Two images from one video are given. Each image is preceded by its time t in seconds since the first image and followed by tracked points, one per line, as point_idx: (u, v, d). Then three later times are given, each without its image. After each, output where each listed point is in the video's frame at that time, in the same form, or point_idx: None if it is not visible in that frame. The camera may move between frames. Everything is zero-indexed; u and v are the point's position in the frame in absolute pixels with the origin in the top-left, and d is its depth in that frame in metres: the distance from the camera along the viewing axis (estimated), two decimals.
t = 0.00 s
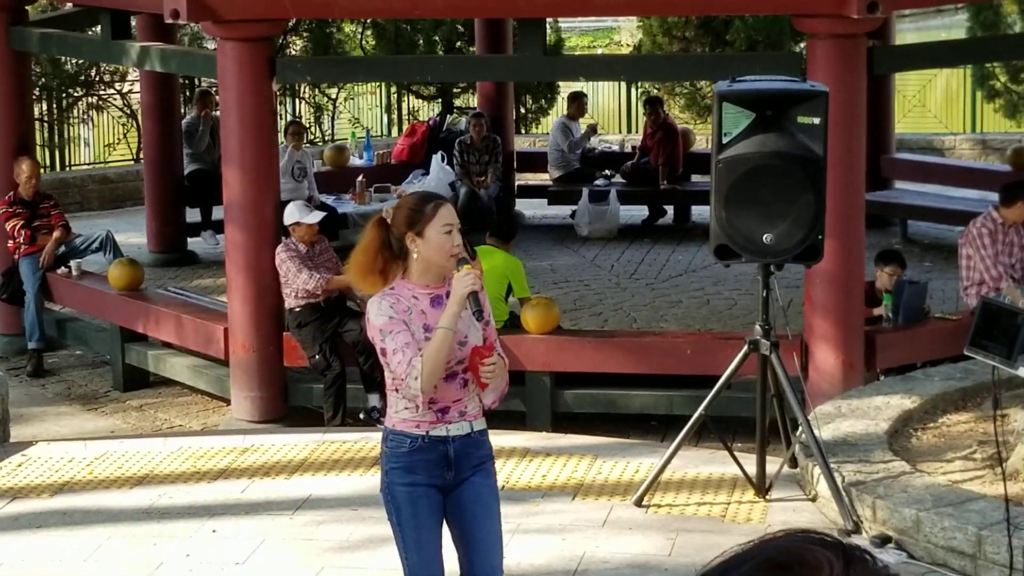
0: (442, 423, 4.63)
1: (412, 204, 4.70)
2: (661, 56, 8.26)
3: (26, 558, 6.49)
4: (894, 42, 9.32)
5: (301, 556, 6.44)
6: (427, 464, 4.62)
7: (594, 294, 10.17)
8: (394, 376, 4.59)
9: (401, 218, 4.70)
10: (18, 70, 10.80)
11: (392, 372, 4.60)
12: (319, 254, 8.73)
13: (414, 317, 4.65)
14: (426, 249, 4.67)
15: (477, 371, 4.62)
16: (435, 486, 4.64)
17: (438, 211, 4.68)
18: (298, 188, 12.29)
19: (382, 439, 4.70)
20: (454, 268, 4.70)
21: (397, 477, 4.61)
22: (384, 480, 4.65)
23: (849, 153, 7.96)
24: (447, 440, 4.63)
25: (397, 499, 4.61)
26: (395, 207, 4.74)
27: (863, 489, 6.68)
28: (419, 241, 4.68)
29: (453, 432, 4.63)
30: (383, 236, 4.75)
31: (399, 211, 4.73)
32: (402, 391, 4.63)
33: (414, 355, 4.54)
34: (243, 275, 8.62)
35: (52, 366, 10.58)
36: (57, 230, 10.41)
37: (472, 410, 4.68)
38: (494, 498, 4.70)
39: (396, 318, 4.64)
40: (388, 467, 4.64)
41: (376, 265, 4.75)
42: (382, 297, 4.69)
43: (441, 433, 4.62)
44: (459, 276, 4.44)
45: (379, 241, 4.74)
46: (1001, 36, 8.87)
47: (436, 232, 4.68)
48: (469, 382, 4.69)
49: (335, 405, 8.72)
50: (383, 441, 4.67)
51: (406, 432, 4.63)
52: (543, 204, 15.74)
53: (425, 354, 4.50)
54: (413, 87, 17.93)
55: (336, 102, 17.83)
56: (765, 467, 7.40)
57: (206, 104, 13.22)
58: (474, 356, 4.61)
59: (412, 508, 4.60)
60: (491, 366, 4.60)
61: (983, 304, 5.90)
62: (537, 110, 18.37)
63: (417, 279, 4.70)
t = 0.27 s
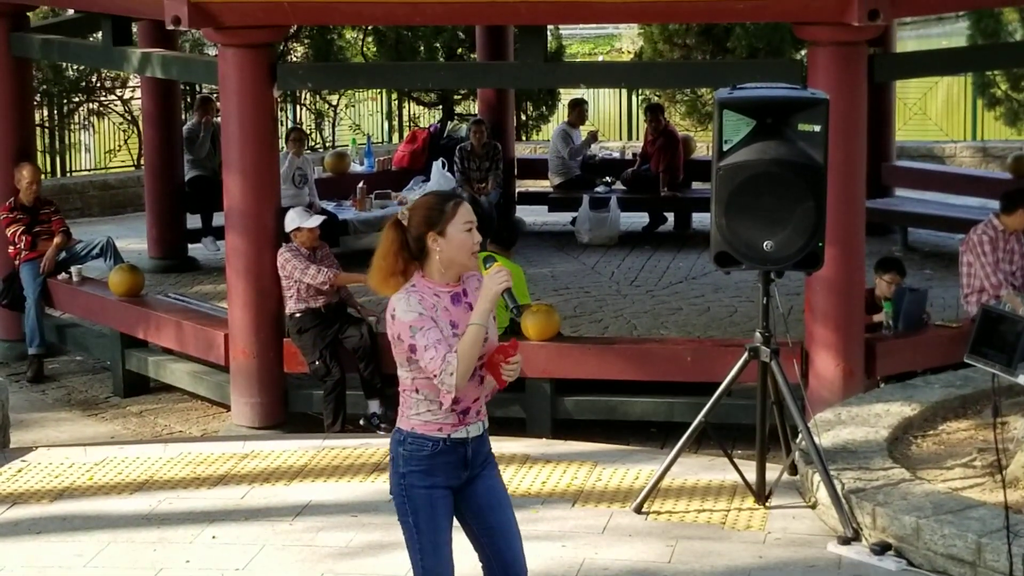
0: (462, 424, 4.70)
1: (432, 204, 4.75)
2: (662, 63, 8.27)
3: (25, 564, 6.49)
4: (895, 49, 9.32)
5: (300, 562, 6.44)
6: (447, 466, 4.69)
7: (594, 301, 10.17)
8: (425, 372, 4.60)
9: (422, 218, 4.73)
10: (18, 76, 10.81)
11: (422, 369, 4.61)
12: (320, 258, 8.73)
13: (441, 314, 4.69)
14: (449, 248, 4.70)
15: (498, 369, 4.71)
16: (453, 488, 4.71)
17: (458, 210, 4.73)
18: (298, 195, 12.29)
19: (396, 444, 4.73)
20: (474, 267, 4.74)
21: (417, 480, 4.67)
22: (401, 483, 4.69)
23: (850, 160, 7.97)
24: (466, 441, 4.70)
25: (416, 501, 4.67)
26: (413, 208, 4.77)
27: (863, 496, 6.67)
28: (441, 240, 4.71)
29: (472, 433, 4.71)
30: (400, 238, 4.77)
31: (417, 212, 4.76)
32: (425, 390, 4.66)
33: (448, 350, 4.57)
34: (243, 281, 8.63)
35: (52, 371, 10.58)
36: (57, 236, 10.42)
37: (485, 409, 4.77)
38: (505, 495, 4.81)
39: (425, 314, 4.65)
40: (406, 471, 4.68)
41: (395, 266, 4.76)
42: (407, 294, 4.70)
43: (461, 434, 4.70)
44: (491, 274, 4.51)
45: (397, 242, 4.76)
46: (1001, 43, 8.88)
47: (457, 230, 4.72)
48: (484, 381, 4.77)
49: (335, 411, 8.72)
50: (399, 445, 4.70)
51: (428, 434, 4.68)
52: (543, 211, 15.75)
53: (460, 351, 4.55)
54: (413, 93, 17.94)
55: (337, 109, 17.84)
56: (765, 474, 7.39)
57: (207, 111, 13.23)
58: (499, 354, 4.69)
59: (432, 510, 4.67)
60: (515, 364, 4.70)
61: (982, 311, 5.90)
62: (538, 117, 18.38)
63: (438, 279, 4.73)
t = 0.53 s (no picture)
0: (502, 420, 4.82)
1: (461, 203, 4.84)
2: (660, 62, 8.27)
3: (23, 561, 6.49)
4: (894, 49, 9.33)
5: (298, 561, 6.44)
6: (488, 463, 4.79)
7: (593, 300, 10.18)
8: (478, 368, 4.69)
9: (451, 218, 4.82)
10: (17, 74, 10.81)
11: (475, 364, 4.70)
12: (319, 257, 8.73)
13: (483, 310, 4.78)
14: (480, 246, 4.79)
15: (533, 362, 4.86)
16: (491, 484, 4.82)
17: (487, 209, 4.83)
18: (298, 194, 12.29)
19: (435, 441, 4.80)
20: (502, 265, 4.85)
21: (460, 477, 4.75)
22: (443, 480, 4.76)
23: (849, 161, 7.98)
24: (505, 437, 4.83)
25: (457, 498, 4.75)
26: (440, 208, 4.85)
27: (861, 495, 6.67)
28: (471, 239, 4.80)
29: (509, 428, 4.84)
30: (426, 237, 4.85)
31: (445, 212, 4.84)
32: (471, 387, 4.76)
33: (502, 346, 4.68)
34: (242, 279, 8.63)
35: (50, 369, 10.58)
36: (56, 234, 10.41)
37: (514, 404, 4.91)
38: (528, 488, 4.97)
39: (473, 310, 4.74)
40: (448, 468, 4.76)
41: (424, 265, 4.83)
42: (449, 293, 4.77)
43: (501, 430, 4.81)
44: (532, 265, 4.68)
45: (425, 241, 4.83)
46: (1000, 44, 8.88)
47: (487, 229, 4.81)
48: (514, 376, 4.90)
49: (332, 410, 8.72)
50: (441, 443, 4.78)
51: (472, 432, 4.77)
52: (542, 210, 15.75)
53: (510, 343, 4.70)
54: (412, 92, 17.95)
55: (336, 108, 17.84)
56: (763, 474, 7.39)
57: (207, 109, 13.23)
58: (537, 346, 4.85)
59: (472, 507, 4.77)
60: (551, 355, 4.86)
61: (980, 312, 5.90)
62: (537, 116, 18.37)
63: (467, 278, 4.82)
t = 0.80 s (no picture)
0: (547, 416, 4.99)
1: (492, 205, 4.95)
2: (661, 62, 8.28)
3: (24, 561, 6.50)
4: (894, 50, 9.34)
5: (298, 561, 6.45)
6: (538, 460, 4.97)
7: (594, 301, 10.18)
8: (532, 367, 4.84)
9: (485, 220, 4.95)
10: (18, 74, 10.82)
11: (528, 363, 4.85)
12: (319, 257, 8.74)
13: (529, 308, 4.93)
14: (517, 244, 4.95)
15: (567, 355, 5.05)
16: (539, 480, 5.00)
17: (519, 207, 4.97)
18: (297, 194, 12.29)
19: (487, 442, 4.94)
20: (536, 260, 5.03)
21: (513, 477, 4.91)
22: (497, 480, 4.92)
23: (848, 161, 7.99)
24: (551, 433, 5.01)
25: (511, 496, 4.92)
26: (471, 210, 4.98)
27: (861, 496, 6.68)
28: (507, 239, 4.95)
29: (551, 423, 5.02)
30: (459, 239, 4.99)
31: (477, 214, 4.97)
32: (520, 384, 4.91)
33: (553, 340, 4.85)
34: (241, 279, 8.64)
35: (51, 369, 10.59)
36: (56, 234, 10.42)
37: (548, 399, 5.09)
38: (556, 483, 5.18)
39: (522, 309, 4.88)
40: (502, 468, 4.91)
41: (460, 267, 4.98)
42: (495, 293, 4.89)
43: (547, 426, 4.99)
44: (571, 258, 4.91)
45: (460, 244, 4.97)
46: (1000, 44, 8.89)
47: (522, 227, 4.98)
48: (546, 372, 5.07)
49: (332, 410, 8.73)
50: (493, 443, 4.92)
51: (524, 430, 4.93)
52: (542, 211, 15.76)
53: (559, 336, 4.93)
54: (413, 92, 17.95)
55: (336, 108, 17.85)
56: (763, 474, 7.40)
57: (207, 109, 13.23)
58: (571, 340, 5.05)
59: (523, 504, 4.94)
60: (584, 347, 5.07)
61: (980, 312, 5.91)
62: (537, 117, 18.38)
63: (504, 276, 4.96)
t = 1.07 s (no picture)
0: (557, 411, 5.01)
1: (501, 202, 4.94)
2: (651, 62, 8.28)
3: (15, 561, 6.49)
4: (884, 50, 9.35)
5: (288, 561, 6.44)
6: (552, 450, 4.98)
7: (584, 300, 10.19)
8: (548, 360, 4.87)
9: (495, 218, 4.95)
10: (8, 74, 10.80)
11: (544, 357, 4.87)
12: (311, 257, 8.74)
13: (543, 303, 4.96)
14: (528, 241, 4.97)
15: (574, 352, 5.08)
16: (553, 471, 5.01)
17: (528, 204, 4.98)
18: (288, 194, 12.29)
19: (506, 440, 4.91)
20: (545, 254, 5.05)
21: (536, 471, 4.91)
22: (520, 476, 4.90)
23: (838, 161, 8.00)
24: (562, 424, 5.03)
25: (535, 489, 4.91)
26: (480, 208, 4.97)
27: (851, 495, 6.68)
28: (518, 235, 4.96)
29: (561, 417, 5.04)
30: (468, 237, 4.99)
31: (486, 212, 4.96)
32: (533, 379, 4.93)
33: (568, 335, 4.88)
34: (232, 279, 8.64)
35: (41, 369, 10.58)
36: (46, 233, 10.43)
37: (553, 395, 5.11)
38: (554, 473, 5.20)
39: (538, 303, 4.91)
40: (524, 464, 4.90)
41: (471, 267, 4.97)
42: (511, 288, 4.91)
43: (558, 418, 5.01)
44: (582, 253, 4.94)
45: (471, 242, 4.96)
46: (990, 44, 8.91)
47: (531, 223, 4.99)
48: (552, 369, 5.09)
49: (323, 409, 8.71)
50: (514, 440, 4.90)
51: (540, 424, 4.93)
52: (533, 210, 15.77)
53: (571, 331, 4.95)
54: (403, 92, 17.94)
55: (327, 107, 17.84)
56: (753, 473, 7.40)
57: (196, 109, 13.20)
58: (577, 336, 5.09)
59: (547, 495, 4.94)
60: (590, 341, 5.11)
61: (969, 311, 5.92)
62: (528, 116, 18.37)
63: (515, 272, 4.98)
